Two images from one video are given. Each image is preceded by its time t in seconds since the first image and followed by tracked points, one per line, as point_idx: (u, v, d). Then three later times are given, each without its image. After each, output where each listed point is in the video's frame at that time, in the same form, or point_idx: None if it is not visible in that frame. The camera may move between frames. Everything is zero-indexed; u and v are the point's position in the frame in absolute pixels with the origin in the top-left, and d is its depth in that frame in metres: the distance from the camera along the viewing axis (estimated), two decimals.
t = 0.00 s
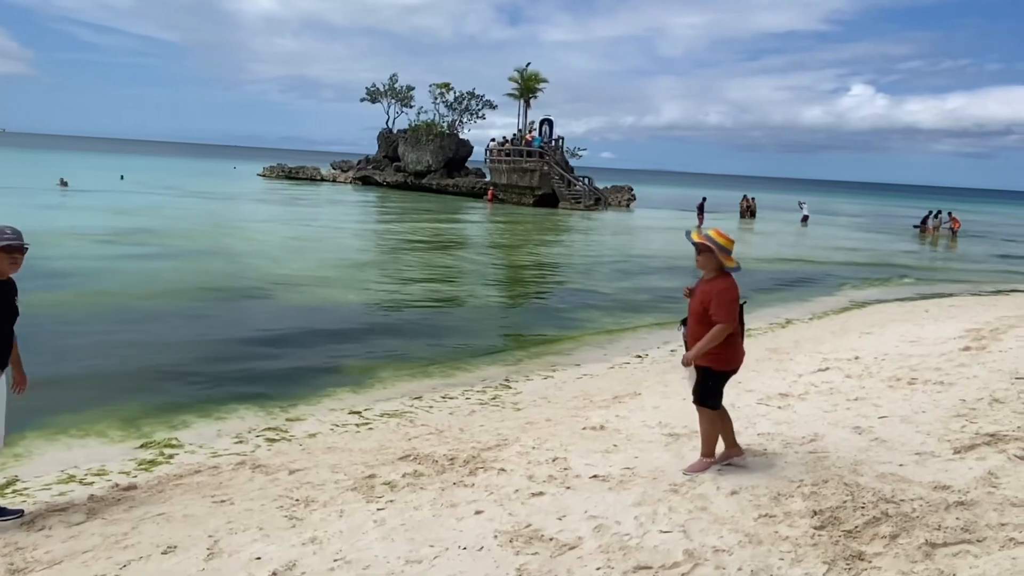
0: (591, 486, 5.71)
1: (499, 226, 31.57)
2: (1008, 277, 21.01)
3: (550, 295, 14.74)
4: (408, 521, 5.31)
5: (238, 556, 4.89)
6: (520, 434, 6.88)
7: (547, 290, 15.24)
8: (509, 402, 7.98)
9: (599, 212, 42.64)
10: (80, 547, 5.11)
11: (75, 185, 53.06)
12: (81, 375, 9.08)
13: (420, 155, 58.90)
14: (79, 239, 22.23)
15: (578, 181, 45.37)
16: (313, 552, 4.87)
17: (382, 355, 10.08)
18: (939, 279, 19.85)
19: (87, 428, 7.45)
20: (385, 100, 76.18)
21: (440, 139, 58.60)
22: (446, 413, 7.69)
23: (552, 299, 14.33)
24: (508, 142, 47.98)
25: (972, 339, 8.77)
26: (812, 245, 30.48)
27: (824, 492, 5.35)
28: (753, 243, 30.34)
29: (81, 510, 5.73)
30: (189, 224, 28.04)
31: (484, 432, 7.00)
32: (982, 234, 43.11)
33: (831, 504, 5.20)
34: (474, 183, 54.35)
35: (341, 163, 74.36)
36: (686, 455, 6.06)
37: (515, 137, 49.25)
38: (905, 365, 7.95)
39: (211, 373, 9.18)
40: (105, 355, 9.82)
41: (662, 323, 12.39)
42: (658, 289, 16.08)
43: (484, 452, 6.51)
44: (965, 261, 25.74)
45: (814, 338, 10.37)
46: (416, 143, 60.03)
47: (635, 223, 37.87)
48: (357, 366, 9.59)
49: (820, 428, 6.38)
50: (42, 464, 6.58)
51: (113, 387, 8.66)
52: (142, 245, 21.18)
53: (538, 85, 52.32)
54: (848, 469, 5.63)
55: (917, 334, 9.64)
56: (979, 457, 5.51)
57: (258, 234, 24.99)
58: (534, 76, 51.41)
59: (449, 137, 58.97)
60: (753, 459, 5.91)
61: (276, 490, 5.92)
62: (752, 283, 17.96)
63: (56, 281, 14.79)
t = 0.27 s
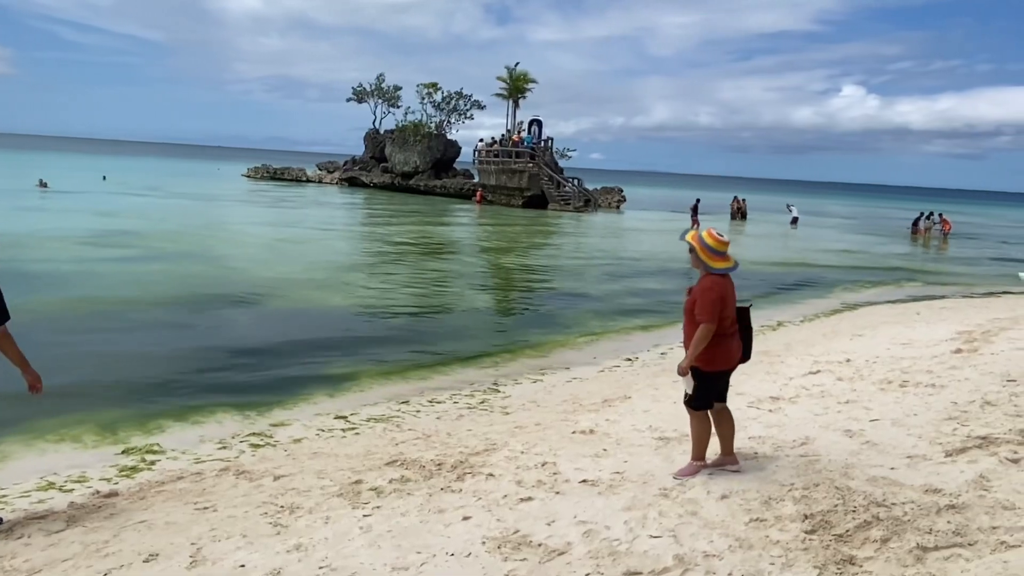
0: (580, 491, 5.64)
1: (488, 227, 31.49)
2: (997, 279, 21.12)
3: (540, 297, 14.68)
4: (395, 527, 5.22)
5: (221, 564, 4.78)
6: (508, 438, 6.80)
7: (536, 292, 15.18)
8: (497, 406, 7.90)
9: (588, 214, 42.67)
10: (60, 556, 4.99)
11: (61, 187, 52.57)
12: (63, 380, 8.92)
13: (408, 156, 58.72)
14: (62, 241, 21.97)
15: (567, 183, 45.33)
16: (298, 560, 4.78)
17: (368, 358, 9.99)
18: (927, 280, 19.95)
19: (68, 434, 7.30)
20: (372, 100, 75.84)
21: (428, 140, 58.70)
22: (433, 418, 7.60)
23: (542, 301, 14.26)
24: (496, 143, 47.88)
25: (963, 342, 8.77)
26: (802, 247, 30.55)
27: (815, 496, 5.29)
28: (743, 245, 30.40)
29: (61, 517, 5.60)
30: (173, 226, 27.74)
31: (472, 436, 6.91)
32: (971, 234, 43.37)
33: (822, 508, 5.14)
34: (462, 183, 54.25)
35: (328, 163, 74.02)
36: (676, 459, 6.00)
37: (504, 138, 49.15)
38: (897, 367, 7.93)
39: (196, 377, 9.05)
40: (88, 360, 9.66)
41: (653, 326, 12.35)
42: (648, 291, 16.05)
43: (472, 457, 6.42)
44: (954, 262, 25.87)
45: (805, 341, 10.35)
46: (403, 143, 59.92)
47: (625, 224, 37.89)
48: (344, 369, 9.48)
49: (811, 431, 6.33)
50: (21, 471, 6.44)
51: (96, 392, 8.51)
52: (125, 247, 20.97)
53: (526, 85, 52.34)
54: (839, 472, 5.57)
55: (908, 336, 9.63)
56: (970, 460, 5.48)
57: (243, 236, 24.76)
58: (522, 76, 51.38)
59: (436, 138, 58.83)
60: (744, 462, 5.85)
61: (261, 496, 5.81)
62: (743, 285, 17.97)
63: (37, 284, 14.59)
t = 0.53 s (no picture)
0: (571, 495, 5.59)
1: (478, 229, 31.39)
2: (986, 280, 21.25)
3: (531, 299, 14.64)
4: (384, 532, 5.16)
5: (207, 571, 4.71)
6: (498, 442, 6.75)
7: (527, 295, 15.15)
8: (486, 410, 7.85)
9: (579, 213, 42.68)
10: (42, 564, 4.89)
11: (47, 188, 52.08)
12: (48, 383, 8.79)
13: (396, 156, 58.42)
14: (46, 243, 21.73)
15: (558, 184, 45.30)
16: (285, 566, 4.71)
17: (358, 360, 9.93)
18: (917, 282, 20.05)
19: (52, 438, 7.18)
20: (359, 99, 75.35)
21: (416, 141, 58.33)
22: (422, 422, 7.54)
23: (532, 303, 14.23)
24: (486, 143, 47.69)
25: (954, 344, 8.80)
26: (793, 248, 30.65)
27: (805, 499, 5.26)
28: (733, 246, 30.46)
29: (44, 524, 5.49)
30: (160, 228, 27.53)
31: (461, 440, 6.86)
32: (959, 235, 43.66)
33: (813, 511, 5.11)
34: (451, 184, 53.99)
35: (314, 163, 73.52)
36: (666, 462, 5.96)
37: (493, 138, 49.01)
38: (887, 370, 7.94)
39: (182, 379, 8.95)
40: (73, 363, 9.53)
41: (644, 328, 12.33)
42: (640, 293, 16.04)
43: (461, 461, 6.37)
44: (943, 263, 26.02)
45: (796, 343, 10.36)
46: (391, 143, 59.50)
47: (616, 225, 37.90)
48: (333, 372, 9.41)
49: (802, 434, 6.31)
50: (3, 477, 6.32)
51: (80, 396, 8.39)
52: (111, 249, 20.77)
53: (515, 85, 52.25)
54: (830, 475, 5.55)
55: (900, 339, 9.66)
56: (960, 463, 5.47)
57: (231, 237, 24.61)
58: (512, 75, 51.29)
59: (425, 138, 58.58)
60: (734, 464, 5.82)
61: (247, 502, 5.73)
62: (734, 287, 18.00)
63: (21, 288, 14.42)
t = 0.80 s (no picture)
0: (559, 508, 5.36)
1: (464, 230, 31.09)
2: (979, 282, 21.19)
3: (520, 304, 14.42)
4: (363, 548, 4.91)
5: None
6: (484, 453, 6.51)
7: (515, 300, 14.91)
8: (472, 419, 7.61)
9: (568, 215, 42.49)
10: None
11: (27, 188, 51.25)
12: (18, 389, 8.45)
13: (379, 156, 57.78)
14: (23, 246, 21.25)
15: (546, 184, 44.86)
16: None
17: (339, 366, 9.64)
18: (911, 284, 19.95)
19: (20, 447, 6.87)
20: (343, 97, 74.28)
21: (400, 139, 57.80)
22: (404, 432, 7.28)
23: (521, 307, 14.01)
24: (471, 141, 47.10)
25: (956, 349, 8.65)
26: (784, 249, 30.54)
27: (802, 510, 5.06)
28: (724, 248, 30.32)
29: (4, 542, 5.18)
30: (139, 230, 26.99)
31: (445, 451, 6.61)
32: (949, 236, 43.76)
33: (810, 522, 4.91)
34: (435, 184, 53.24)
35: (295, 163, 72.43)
36: (659, 473, 5.75)
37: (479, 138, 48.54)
38: (887, 375, 7.78)
39: (156, 386, 8.64)
40: (45, 370, 9.19)
41: (636, 334, 12.13)
42: (631, 297, 15.85)
43: (446, 473, 6.12)
44: (935, 265, 26.00)
45: (793, 348, 10.21)
46: (374, 143, 58.88)
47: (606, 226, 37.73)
48: (316, 378, 9.13)
49: (798, 443, 6.12)
50: None
51: (51, 403, 8.06)
52: (87, 253, 20.30)
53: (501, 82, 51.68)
54: (827, 486, 5.36)
55: (900, 344, 9.51)
56: (963, 472, 5.29)
57: (211, 239, 24.19)
58: (498, 74, 50.92)
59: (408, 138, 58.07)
60: (729, 473, 5.61)
61: (221, 517, 5.46)
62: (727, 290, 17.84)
63: None
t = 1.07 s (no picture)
0: (552, 523, 5.09)
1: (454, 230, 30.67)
2: (977, 283, 21.02)
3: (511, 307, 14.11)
4: (344, 568, 4.61)
5: None
6: (472, 465, 6.22)
7: (506, 303, 14.57)
8: (460, 429, 7.32)
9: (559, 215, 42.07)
10: None
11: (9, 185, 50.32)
12: None
13: (358, 152, 54.47)
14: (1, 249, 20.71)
15: (535, 180, 42.94)
16: None
17: (321, 374, 9.32)
18: (909, 286, 19.76)
19: None
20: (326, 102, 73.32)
21: (381, 132, 54.04)
22: (388, 443, 6.98)
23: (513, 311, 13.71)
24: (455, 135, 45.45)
25: (965, 354, 8.44)
26: (780, 246, 30.27)
27: (807, 524, 4.80)
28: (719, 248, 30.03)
29: None
30: (118, 228, 26.37)
31: (431, 464, 6.32)
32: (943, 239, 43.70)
33: (816, 537, 4.66)
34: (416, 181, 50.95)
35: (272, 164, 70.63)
36: (657, 485, 5.48)
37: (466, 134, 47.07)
38: (894, 382, 7.55)
39: (130, 397, 8.28)
40: (16, 379, 8.81)
41: (631, 340, 11.87)
42: (626, 301, 15.57)
43: (432, 486, 5.83)
44: (933, 265, 25.81)
45: (799, 353, 10.01)
46: (353, 137, 55.73)
47: (598, 225, 37.41)
48: (299, 387, 8.81)
49: (802, 454, 5.87)
50: None
51: (19, 414, 7.69)
52: (66, 254, 19.80)
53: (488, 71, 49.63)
54: (833, 498, 5.11)
55: (909, 349, 9.31)
56: (974, 483, 5.06)
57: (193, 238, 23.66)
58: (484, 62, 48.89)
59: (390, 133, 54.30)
60: (730, 485, 5.36)
61: (192, 535, 5.14)
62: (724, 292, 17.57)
63: None
